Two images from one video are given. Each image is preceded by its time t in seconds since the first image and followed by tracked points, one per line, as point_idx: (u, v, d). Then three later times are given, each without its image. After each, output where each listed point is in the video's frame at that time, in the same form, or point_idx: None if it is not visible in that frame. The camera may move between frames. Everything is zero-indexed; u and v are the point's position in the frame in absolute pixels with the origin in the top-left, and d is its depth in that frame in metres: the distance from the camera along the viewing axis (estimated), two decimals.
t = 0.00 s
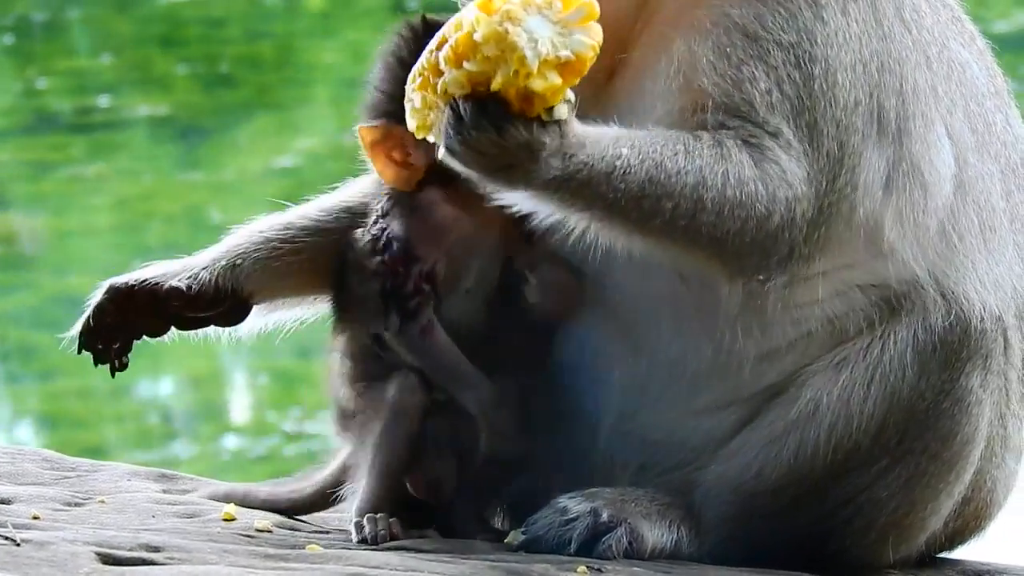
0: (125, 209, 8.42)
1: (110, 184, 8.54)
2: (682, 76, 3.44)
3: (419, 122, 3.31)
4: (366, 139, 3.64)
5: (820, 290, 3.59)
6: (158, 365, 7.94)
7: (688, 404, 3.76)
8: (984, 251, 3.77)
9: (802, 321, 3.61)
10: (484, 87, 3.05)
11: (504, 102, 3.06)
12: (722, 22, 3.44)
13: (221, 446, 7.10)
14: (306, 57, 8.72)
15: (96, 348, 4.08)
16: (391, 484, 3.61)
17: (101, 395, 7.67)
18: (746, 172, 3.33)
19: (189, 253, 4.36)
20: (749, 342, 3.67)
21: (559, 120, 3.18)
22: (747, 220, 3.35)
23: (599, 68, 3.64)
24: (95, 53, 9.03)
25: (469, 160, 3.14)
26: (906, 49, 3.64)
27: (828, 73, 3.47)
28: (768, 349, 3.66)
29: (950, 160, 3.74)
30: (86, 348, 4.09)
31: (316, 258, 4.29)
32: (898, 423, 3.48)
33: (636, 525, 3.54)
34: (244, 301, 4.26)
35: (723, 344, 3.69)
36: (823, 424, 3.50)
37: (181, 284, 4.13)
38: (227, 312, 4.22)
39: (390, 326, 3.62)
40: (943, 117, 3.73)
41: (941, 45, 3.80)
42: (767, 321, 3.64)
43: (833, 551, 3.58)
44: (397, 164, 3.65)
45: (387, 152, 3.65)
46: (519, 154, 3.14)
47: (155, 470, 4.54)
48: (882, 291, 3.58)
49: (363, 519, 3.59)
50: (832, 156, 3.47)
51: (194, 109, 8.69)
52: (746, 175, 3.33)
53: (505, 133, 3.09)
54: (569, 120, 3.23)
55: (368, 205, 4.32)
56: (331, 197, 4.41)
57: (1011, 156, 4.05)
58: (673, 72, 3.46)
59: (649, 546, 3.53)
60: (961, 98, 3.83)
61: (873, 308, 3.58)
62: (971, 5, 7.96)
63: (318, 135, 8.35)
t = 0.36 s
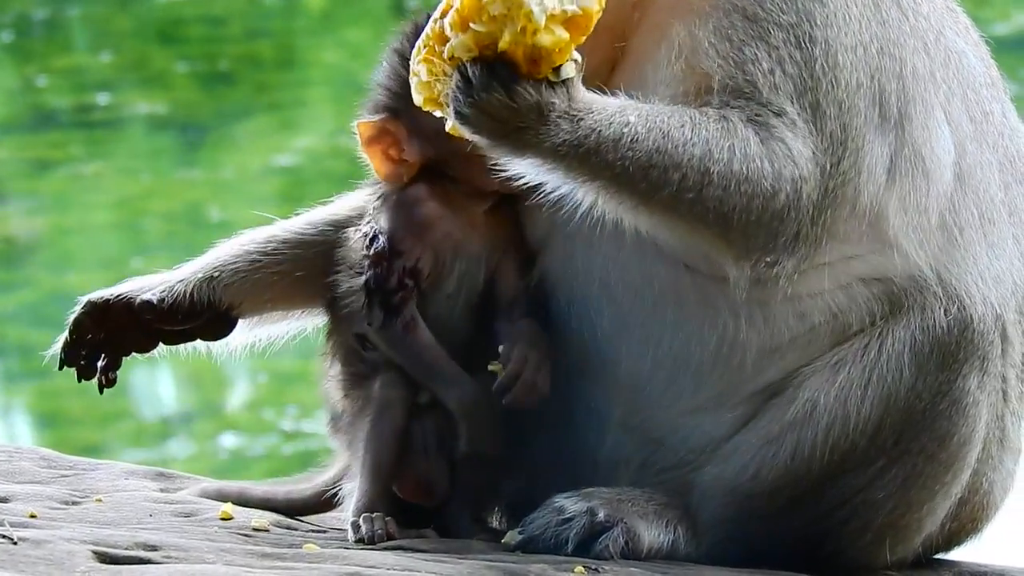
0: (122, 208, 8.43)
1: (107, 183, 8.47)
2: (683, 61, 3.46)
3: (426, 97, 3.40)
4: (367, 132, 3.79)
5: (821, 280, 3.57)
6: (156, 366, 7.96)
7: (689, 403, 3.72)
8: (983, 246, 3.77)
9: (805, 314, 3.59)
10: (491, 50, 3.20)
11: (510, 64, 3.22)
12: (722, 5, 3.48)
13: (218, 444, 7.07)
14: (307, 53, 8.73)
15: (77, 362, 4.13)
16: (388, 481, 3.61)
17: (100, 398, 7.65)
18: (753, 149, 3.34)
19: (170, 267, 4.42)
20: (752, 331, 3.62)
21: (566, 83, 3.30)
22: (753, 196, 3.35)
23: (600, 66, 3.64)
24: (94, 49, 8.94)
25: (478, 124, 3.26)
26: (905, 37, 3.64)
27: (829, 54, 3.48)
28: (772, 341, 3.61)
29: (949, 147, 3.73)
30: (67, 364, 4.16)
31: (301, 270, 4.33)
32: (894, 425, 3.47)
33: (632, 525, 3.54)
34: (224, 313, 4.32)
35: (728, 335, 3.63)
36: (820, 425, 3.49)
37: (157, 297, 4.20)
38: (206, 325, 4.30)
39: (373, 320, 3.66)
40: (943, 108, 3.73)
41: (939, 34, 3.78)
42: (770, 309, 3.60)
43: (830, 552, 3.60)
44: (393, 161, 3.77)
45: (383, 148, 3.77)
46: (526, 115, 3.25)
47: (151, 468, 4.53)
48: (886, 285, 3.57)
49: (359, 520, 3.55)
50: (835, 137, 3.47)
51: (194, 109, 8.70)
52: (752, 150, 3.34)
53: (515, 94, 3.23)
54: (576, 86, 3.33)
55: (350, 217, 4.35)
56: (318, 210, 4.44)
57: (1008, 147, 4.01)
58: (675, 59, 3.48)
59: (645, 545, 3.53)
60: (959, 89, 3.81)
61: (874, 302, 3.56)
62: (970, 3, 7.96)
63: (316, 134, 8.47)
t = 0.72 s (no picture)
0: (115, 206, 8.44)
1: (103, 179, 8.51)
2: (685, 56, 3.47)
3: (407, 88, 3.46)
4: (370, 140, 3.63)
5: (819, 279, 3.58)
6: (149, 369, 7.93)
7: (687, 399, 3.71)
8: (982, 249, 3.77)
9: (802, 313, 3.59)
10: (466, 47, 3.25)
11: (487, 61, 3.25)
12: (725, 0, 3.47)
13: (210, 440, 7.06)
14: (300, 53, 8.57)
15: (84, 374, 4.18)
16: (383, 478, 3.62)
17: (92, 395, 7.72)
18: (741, 148, 3.36)
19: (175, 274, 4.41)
20: (748, 328, 3.62)
21: (544, 78, 3.33)
22: (739, 196, 3.39)
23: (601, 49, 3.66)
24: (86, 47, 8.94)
25: (456, 119, 3.31)
26: (906, 39, 3.62)
27: (828, 54, 3.46)
28: (766, 337, 3.62)
29: (948, 152, 3.72)
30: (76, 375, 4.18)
31: (306, 275, 4.31)
32: (889, 429, 3.48)
33: (624, 522, 3.55)
34: (230, 320, 4.31)
35: (725, 333, 3.64)
36: (815, 427, 3.51)
37: (162, 307, 4.19)
38: (213, 332, 4.28)
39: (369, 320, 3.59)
40: (943, 111, 3.72)
41: (941, 37, 3.78)
42: (767, 306, 3.61)
43: (822, 555, 3.60)
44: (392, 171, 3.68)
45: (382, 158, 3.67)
46: (504, 111, 3.30)
47: (143, 464, 4.53)
48: (883, 288, 3.57)
49: (350, 516, 3.56)
50: (831, 139, 3.46)
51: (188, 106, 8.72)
52: (739, 150, 3.37)
53: (491, 94, 3.27)
54: (556, 78, 3.37)
55: (354, 221, 4.33)
56: (320, 214, 4.41)
57: (1009, 152, 4.00)
58: (675, 55, 3.49)
59: (637, 543, 3.54)
60: (960, 92, 3.80)
61: (872, 303, 3.57)
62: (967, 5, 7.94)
63: (308, 132, 8.49)
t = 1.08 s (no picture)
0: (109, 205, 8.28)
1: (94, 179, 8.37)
2: (687, 45, 3.50)
3: (419, 63, 3.40)
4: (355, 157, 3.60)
5: (821, 275, 3.60)
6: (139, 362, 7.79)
7: (684, 397, 3.70)
8: (980, 246, 3.79)
9: (801, 308, 3.61)
10: (483, 13, 3.25)
11: (503, 27, 3.25)
12: None
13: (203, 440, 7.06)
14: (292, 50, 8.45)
15: (102, 316, 4.34)
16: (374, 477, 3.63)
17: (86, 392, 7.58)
18: (748, 131, 3.39)
19: (193, 222, 4.55)
20: (746, 325, 3.63)
21: (559, 45, 3.33)
22: (746, 178, 3.41)
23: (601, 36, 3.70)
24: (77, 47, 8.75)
25: (472, 86, 3.30)
26: (905, 36, 3.67)
27: (830, 45, 3.51)
28: (765, 338, 3.62)
29: (946, 149, 3.75)
30: (92, 318, 4.34)
31: (314, 237, 4.36)
32: (882, 429, 3.49)
33: (617, 522, 3.56)
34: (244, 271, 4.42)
35: (723, 330, 3.64)
36: (809, 425, 3.51)
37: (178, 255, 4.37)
38: (226, 278, 4.43)
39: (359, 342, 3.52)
40: (942, 108, 3.76)
41: (940, 36, 3.81)
42: (766, 300, 3.62)
43: (815, 555, 3.60)
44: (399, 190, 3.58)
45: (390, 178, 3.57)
46: (519, 77, 3.29)
47: (136, 463, 4.53)
48: (881, 284, 3.58)
49: (342, 517, 3.57)
50: (834, 128, 3.51)
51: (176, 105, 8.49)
52: (747, 133, 3.39)
53: (508, 59, 3.27)
54: (569, 48, 3.37)
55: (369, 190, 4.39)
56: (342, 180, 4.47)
57: (1007, 151, 4.02)
58: (677, 46, 3.53)
59: (630, 542, 3.55)
60: (957, 90, 3.83)
61: (873, 297, 3.58)
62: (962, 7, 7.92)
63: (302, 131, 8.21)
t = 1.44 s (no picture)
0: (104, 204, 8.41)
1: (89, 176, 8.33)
2: (681, 39, 3.50)
3: (411, 68, 3.39)
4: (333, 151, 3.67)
5: (818, 269, 3.60)
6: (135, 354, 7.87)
7: (680, 393, 3.72)
8: (975, 245, 3.79)
9: (798, 302, 3.62)
10: (472, 17, 3.24)
11: (493, 32, 3.25)
12: None
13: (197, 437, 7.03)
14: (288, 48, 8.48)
15: (166, 216, 4.07)
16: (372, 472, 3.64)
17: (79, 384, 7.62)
18: (743, 127, 3.37)
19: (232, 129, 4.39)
20: (746, 320, 3.64)
21: (550, 47, 3.33)
22: (741, 174, 3.38)
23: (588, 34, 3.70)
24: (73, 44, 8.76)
25: (464, 91, 3.27)
26: (902, 32, 3.66)
27: (824, 39, 3.48)
28: (761, 331, 3.64)
29: (943, 146, 3.75)
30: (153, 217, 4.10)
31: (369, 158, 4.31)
32: (877, 426, 3.49)
33: (611, 519, 3.56)
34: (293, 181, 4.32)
35: (722, 326, 3.65)
36: (803, 423, 3.52)
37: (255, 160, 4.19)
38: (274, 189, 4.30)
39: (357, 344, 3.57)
40: (940, 106, 3.76)
41: (938, 35, 3.81)
42: (763, 295, 3.63)
43: (810, 552, 3.60)
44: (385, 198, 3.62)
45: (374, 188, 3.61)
46: (510, 80, 3.28)
47: (130, 460, 4.52)
48: (879, 280, 3.60)
49: (337, 514, 3.58)
50: (830, 123, 3.47)
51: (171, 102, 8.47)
52: (741, 129, 3.36)
53: (499, 61, 3.26)
54: (560, 53, 3.36)
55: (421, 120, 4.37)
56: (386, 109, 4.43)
57: (1003, 152, 4.02)
58: (674, 42, 3.51)
59: (625, 539, 3.54)
60: (954, 88, 3.83)
61: (869, 294, 3.59)
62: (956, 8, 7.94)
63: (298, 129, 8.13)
